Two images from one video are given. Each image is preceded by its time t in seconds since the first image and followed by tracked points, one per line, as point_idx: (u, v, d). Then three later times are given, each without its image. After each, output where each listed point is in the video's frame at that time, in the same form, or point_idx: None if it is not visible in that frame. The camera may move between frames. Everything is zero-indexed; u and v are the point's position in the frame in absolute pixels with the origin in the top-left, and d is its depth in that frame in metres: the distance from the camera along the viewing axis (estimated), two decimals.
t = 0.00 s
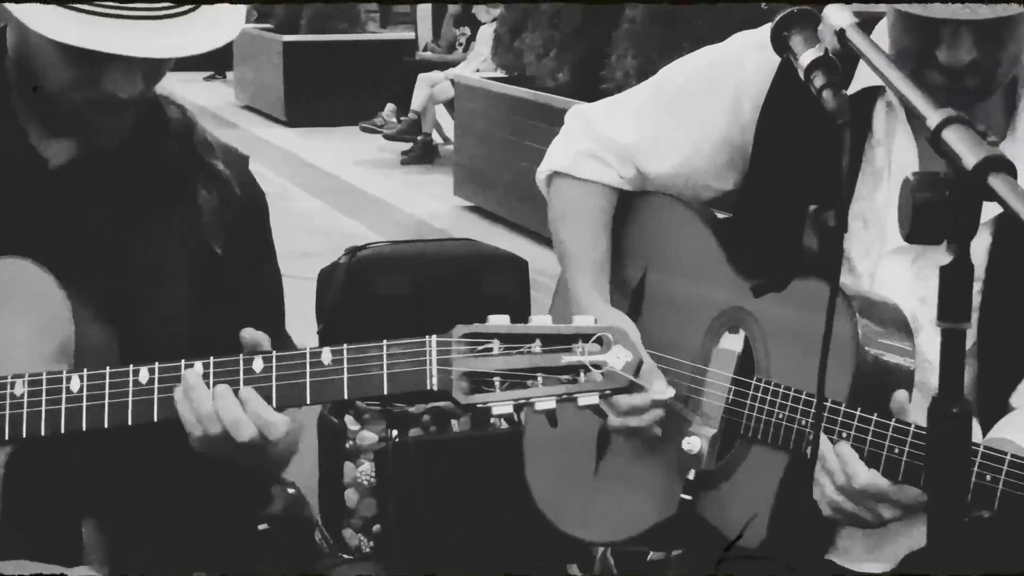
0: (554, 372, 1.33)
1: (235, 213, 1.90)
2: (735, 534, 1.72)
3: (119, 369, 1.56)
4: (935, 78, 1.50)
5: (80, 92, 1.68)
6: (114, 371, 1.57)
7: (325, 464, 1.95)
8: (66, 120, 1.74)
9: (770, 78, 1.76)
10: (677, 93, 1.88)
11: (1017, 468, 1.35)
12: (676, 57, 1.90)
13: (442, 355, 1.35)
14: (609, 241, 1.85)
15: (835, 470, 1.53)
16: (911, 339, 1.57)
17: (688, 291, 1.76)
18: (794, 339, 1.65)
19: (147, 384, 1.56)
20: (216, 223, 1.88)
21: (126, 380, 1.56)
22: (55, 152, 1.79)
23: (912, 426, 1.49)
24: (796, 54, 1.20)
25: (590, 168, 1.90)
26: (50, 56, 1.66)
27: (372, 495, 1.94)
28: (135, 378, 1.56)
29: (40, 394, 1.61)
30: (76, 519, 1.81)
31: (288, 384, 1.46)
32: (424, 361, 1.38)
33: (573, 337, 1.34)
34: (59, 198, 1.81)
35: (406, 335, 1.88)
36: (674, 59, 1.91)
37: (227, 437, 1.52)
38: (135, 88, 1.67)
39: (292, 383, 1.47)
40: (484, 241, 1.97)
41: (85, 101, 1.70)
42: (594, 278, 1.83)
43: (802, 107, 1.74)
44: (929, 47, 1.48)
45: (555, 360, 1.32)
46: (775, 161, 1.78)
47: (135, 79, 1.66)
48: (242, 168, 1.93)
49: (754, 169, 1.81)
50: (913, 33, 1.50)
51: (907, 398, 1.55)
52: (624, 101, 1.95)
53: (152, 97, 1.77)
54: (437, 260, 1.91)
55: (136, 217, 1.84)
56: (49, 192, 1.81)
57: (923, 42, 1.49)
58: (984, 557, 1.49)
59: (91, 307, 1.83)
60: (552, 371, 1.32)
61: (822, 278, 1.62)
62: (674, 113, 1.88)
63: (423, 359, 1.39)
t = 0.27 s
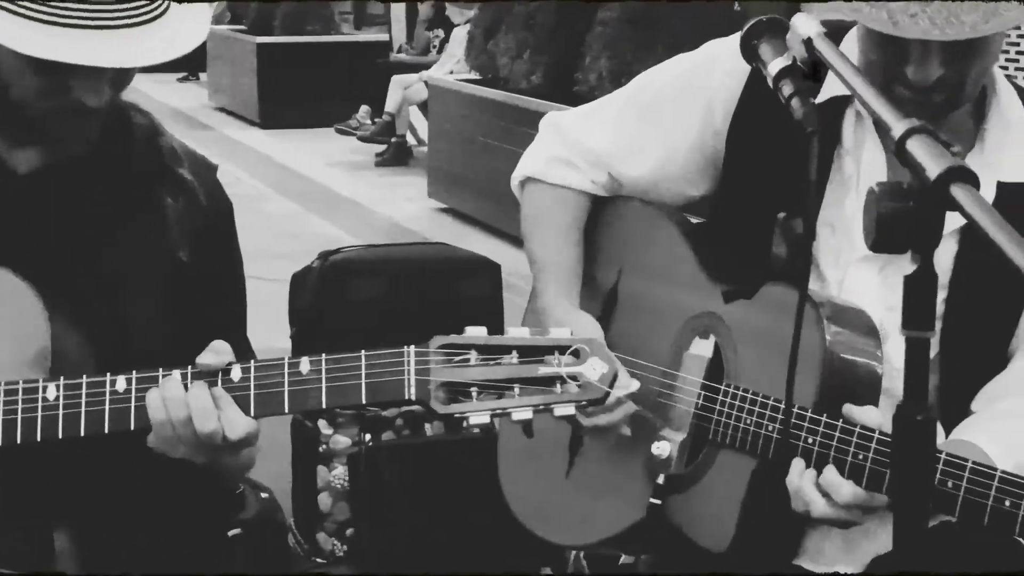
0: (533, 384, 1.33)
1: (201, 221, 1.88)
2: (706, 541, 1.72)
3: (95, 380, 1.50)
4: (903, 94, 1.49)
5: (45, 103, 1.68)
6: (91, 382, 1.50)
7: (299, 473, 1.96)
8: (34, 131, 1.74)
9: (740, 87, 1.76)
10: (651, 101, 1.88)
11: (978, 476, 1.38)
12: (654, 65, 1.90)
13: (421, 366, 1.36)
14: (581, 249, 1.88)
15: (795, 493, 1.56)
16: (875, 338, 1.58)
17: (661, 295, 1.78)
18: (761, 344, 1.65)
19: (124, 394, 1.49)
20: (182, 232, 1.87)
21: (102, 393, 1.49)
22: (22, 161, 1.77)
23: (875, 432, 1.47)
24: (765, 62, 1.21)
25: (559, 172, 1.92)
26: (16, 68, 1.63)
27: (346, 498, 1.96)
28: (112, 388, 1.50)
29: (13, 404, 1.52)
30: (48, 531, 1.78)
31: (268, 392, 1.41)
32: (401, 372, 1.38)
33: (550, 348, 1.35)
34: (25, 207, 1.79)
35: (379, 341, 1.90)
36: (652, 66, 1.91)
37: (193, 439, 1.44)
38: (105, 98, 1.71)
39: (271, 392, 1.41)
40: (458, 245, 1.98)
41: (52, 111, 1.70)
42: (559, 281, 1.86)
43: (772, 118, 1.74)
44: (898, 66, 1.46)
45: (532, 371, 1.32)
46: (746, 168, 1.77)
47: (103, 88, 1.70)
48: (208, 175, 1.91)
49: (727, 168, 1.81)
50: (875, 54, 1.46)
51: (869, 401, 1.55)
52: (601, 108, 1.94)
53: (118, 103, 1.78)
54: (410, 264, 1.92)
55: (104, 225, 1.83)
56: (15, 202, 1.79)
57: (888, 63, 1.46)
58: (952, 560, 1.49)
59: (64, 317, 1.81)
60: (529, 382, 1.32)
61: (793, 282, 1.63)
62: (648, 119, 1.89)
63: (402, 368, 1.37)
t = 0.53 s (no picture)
0: (498, 376, 1.32)
1: (169, 221, 1.86)
2: (682, 543, 1.73)
3: (59, 379, 1.48)
4: (879, 99, 1.62)
5: (26, 102, 1.71)
6: (56, 381, 1.49)
7: (274, 473, 1.96)
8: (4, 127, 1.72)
9: (712, 91, 1.76)
10: (623, 104, 1.87)
11: (947, 471, 1.41)
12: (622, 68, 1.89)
13: (386, 361, 1.34)
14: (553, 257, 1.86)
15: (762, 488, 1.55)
16: (845, 337, 1.65)
17: (633, 300, 1.75)
18: (732, 346, 1.68)
19: (89, 395, 1.47)
20: (149, 235, 1.84)
21: (67, 391, 1.47)
22: None
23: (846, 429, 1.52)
24: (735, 64, 1.21)
25: (535, 180, 1.90)
26: None
27: (320, 497, 1.95)
28: (75, 387, 1.48)
29: None
30: (17, 533, 1.75)
31: (232, 390, 1.42)
32: (366, 370, 1.35)
33: (514, 340, 1.34)
34: None
35: (359, 339, 1.91)
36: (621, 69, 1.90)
37: (161, 441, 1.44)
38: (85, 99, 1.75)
39: (235, 392, 1.42)
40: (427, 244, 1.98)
41: (32, 109, 1.71)
42: (535, 290, 1.83)
43: (740, 119, 1.74)
44: (877, 69, 1.59)
45: (497, 364, 1.31)
46: (717, 172, 1.77)
47: (82, 86, 1.73)
48: (176, 174, 1.90)
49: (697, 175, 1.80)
50: (846, 67, 1.61)
51: (840, 399, 1.62)
52: (570, 109, 1.93)
53: (91, 104, 1.78)
54: (388, 264, 1.92)
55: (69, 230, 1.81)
56: None
57: (872, 65, 1.59)
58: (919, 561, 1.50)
59: (32, 320, 1.79)
60: (494, 375, 1.31)
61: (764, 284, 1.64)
62: (618, 123, 1.88)
63: (367, 365, 1.35)
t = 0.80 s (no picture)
0: (467, 372, 1.33)
1: (132, 215, 1.80)
2: (650, 542, 1.67)
3: (26, 382, 1.47)
4: (851, 93, 1.40)
5: (38, 88, 1.61)
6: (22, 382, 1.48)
7: (248, 471, 1.97)
8: None
9: (680, 90, 1.76)
10: (588, 103, 1.85)
11: (917, 470, 1.36)
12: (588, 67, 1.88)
13: (355, 356, 1.34)
14: (518, 259, 1.86)
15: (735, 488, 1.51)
16: (814, 337, 1.57)
17: (600, 298, 1.77)
18: (704, 344, 1.63)
19: (57, 397, 1.46)
20: (110, 227, 1.78)
21: (33, 393, 1.46)
22: None
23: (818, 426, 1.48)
24: (704, 64, 1.22)
25: (501, 180, 1.89)
26: None
27: (293, 499, 1.95)
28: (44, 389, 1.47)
29: None
30: None
31: (202, 389, 1.40)
32: (336, 366, 1.35)
33: (484, 336, 1.36)
34: None
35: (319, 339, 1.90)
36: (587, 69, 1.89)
37: (131, 442, 1.43)
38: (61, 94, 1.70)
39: (205, 390, 1.40)
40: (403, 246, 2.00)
41: None
42: (503, 287, 1.84)
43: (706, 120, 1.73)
44: (850, 61, 1.36)
45: (467, 360, 1.32)
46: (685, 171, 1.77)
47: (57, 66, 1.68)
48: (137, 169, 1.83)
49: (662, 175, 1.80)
50: (824, 61, 1.42)
51: (812, 401, 1.55)
52: (538, 108, 1.92)
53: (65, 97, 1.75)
54: (366, 266, 1.94)
55: (34, 232, 1.75)
56: None
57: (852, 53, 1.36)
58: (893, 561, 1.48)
59: None
60: (464, 370, 1.32)
61: (735, 283, 1.63)
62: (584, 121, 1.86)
63: (337, 363, 1.35)
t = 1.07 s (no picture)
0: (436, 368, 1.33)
1: (101, 213, 1.78)
2: (626, 543, 1.67)
3: None
4: (827, 98, 1.38)
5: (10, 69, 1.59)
6: None
7: (221, 470, 1.96)
8: None
9: (650, 93, 1.74)
10: (560, 106, 1.83)
11: (885, 469, 1.36)
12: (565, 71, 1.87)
13: (323, 353, 1.32)
14: (491, 258, 1.85)
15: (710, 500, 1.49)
16: (787, 338, 1.56)
17: (570, 300, 1.76)
18: (675, 345, 1.64)
19: (25, 396, 1.45)
20: (79, 224, 1.76)
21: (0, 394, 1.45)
22: None
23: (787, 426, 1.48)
24: (675, 65, 1.22)
25: (472, 181, 1.88)
26: None
27: (267, 500, 1.96)
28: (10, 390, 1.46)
29: None
30: None
31: (169, 388, 1.39)
32: (304, 362, 1.34)
33: (452, 331, 1.35)
34: None
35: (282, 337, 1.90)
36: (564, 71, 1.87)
37: (99, 441, 1.42)
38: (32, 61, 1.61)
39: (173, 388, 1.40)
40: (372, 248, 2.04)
41: None
42: (474, 289, 1.82)
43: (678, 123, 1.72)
44: (826, 70, 1.35)
45: (437, 355, 1.33)
46: (656, 173, 1.75)
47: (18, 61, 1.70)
48: (107, 169, 1.81)
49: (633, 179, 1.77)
50: (799, 68, 1.39)
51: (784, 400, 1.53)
52: (513, 111, 1.90)
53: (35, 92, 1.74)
54: (334, 265, 1.98)
55: (24, 233, 1.75)
56: None
57: (820, 62, 1.35)
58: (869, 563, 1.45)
59: None
60: (433, 365, 1.32)
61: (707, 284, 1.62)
62: (557, 124, 1.84)
63: (304, 360, 1.34)
